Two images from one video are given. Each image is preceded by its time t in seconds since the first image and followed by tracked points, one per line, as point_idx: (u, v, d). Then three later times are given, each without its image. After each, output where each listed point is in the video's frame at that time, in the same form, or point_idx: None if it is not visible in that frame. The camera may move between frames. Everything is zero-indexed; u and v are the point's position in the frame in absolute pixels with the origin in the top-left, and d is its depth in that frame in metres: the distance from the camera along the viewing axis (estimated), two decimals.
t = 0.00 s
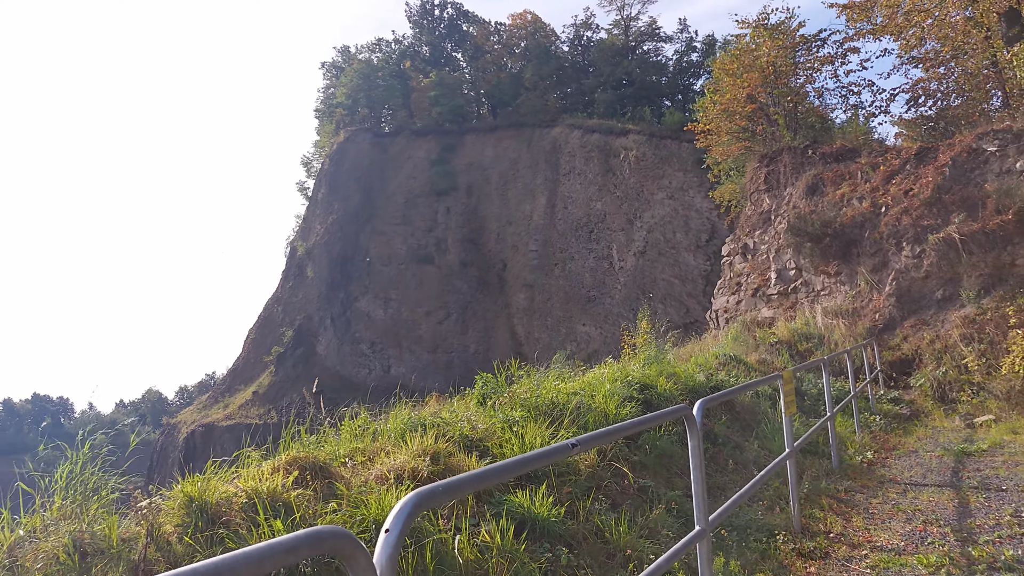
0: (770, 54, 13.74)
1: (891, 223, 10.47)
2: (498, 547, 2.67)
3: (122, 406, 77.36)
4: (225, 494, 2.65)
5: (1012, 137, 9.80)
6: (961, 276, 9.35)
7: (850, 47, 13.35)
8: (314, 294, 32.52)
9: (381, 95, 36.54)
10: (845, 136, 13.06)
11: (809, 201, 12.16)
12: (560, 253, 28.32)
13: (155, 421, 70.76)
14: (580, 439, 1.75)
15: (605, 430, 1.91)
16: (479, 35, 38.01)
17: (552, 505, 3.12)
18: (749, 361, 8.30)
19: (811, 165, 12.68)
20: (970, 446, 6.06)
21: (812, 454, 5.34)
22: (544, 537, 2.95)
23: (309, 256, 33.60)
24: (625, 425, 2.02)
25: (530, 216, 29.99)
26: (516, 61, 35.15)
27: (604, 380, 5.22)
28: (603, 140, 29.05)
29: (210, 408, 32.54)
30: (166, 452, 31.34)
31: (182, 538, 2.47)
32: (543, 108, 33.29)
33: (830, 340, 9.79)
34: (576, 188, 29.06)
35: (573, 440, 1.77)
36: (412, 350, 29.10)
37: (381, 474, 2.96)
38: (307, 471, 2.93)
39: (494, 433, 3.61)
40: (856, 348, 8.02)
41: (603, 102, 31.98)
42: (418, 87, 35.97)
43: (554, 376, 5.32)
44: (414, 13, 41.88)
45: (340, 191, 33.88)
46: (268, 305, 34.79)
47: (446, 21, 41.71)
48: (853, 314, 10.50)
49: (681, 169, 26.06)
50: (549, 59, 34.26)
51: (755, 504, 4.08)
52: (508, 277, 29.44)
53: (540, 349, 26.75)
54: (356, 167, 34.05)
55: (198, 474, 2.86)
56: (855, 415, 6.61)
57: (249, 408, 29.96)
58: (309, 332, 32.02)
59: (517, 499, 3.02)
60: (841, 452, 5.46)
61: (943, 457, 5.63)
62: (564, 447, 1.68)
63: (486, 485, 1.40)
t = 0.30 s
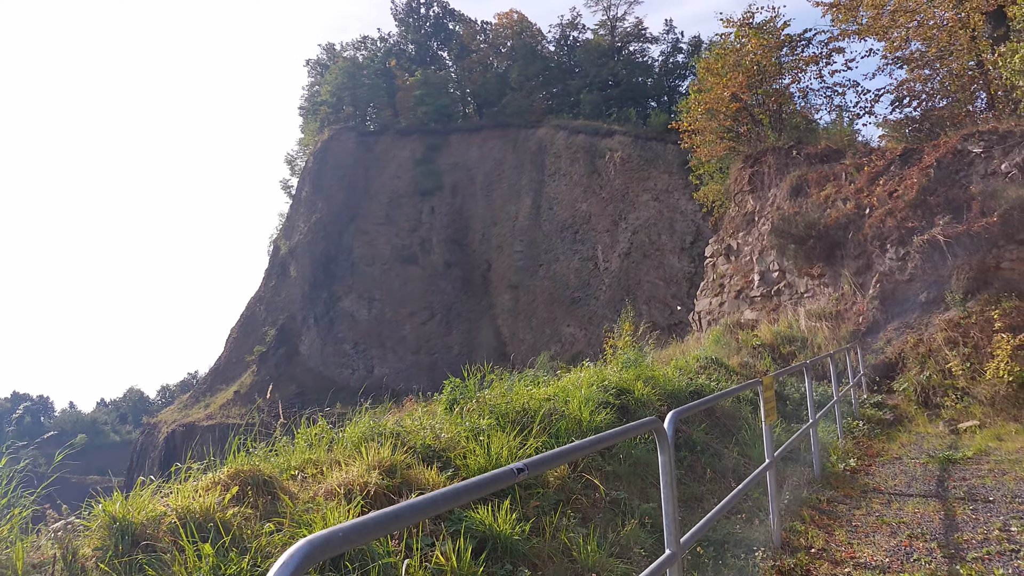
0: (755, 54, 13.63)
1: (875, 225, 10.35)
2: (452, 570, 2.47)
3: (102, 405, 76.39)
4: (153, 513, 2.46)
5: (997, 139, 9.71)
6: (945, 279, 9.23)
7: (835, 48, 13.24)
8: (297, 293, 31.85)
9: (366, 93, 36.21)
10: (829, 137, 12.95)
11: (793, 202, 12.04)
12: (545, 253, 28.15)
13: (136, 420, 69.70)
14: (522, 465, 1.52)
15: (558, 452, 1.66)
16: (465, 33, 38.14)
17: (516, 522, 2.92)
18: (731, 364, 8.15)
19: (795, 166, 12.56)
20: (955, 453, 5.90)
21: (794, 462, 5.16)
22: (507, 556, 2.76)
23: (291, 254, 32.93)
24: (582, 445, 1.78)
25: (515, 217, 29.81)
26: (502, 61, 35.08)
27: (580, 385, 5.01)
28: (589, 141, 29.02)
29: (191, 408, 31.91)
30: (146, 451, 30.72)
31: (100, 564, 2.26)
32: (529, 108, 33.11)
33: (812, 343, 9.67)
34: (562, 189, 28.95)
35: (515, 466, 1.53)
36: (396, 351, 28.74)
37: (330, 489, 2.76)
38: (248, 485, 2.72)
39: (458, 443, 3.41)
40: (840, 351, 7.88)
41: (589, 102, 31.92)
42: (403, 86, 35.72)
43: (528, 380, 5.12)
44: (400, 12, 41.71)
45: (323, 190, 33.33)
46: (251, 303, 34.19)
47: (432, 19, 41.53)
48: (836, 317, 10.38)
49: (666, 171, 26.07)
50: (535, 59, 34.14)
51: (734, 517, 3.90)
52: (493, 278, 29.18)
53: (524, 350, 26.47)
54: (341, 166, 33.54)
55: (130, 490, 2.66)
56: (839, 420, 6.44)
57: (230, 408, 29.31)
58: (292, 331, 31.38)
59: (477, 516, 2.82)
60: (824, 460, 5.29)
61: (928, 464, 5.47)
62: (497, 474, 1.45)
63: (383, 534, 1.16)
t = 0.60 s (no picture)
0: (744, 50, 13.49)
1: (864, 223, 10.22)
2: None
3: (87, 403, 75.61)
4: (81, 519, 2.27)
5: (987, 136, 9.61)
6: (934, 277, 9.10)
7: (824, 45, 13.13)
8: (283, 291, 31.32)
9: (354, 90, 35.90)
10: (818, 135, 12.83)
11: (781, 200, 11.91)
12: (533, 252, 27.97)
13: (120, 418, 68.83)
14: (443, 483, 1.31)
15: (493, 465, 1.46)
16: (454, 31, 37.98)
17: (484, 527, 2.73)
18: (717, 364, 8.01)
19: (783, 164, 12.42)
20: (944, 456, 5.75)
21: (780, 464, 5.00)
22: (474, 565, 2.57)
23: (278, 251, 32.30)
24: (527, 456, 1.58)
25: (503, 215, 29.62)
26: (492, 59, 34.93)
27: (562, 383, 4.81)
28: (578, 140, 28.96)
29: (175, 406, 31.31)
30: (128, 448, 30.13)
31: None
32: (519, 106, 32.96)
33: (800, 342, 9.54)
34: (550, 187, 28.82)
35: (436, 483, 1.32)
36: (382, 349, 28.39)
37: (283, 493, 2.57)
38: (193, 488, 2.54)
39: (427, 444, 3.21)
40: (828, 350, 7.74)
41: (578, 101, 31.83)
42: (392, 83, 35.48)
43: (507, 377, 4.94)
44: (388, 9, 41.50)
45: (310, 187, 32.77)
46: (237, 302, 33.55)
47: (421, 17, 41.32)
48: (823, 316, 10.24)
49: (655, 170, 26.09)
50: (524, 57, 34.00)
51: (719, 523, 3.74)
52: (481, 277, 28.96)
53: (512, 349, 26.21)
54: (329, 163, 33.03)
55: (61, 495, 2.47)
56: (826, 421, 6.30)
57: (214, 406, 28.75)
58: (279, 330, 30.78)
59: (441, 522, 2.63)
60: (812, 461, 5.12)
61: (916, 467, 5.31)
62: (409, 494, 1.24)
63: (236, 575, 0.94)
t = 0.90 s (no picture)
0: (734, 49, 13.34)
1: (854, 224, 10.07)
2: None
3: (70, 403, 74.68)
4: None
5: (980, 137, 9.48)
6: (926, 281, 8.95)
7: (815, 44, 13.00)
8: (269, 291, 30.59)
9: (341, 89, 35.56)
10: (808, 136, 12.70)
11: (771, 200, 11.76)
12: (522, 253, 27.75)
13: (104, 415, 67.79)
14: (383, 531, 1.01)
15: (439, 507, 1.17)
16: (443, 30, 37.68)
17: (456, 548, 2.52)
18: (706, 367, 7.81)
19: (773, 164, 12.25)
20: (940, 464, 5.56)
21: (772, 475, 4.80)
22: None
23: (264, 250, 31.53)
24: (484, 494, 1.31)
25: (492, 216, 29.40)
26: (481, 59, 34.74)
27: (546, 390, 4.58)
28: (567, 140, 28.82)
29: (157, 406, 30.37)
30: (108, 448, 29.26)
31: None
32: (508, 107, 32.79)
33: (790, 345, 9.37)
34: (539, 188, 28.64)
35: (375, 531, 1.03)
36: (369, 350, 28.04)
37: (234, 513, 2.35)
38: (134, 509, 2.35)
39: (398, 456, 3.00)
40: (820, 354, 7.56)
41: (567, 101, 31.70)
42: (380, 82, 35.18)
43: (490, 383, 4.72)
44: (377, 8, 41.21)
45: (297, 186, 32.17)
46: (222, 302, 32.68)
47: (410, 15, 41.05)
48: (813, 319, 10.06)
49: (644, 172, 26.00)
50: (514, 57, 33.83)
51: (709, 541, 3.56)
52: (469, 277, 28.73)
53: (500, 351, 25.93)
54: (316, 162, 32.51)
55: None
56: (818, 428, 6.11)
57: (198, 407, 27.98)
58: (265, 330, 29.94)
59: (408, 546, 2.42)
60: (804, 471, 4.93)
61: (912, 476, 5.11)
62: (340, 548, 0.94)
63: None
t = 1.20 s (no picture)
0: (726, 43, 13.18)
1: (848, 220, 9.89)
2: None
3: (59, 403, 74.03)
4: None
5: (975, 131, 9.33)
6: (921, 277, 8.78)
7: (808, 38, 12.85)
8: (260, 290, 29.96)
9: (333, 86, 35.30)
10: (800, 131, 12.56)
11: (763, 196, 11.58)
12: (514, 251, 27.53)
13: (93, 415, 67.06)
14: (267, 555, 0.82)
15: (347, 522, 0.98)
16: (435, 28, 37.22)
17: (420, 556, 2.33)
18: (695, 364, 7.62)
19: (765, 160, 12.09)
20: (938, 463, 5.38)
21: (764, 475, 4.61)
22: None
23: (254, 248, 30.91)
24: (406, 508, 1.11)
25: (484, 214, 29.19)
26: (473, 57, 34.57)
27: (529, 386, 4.37)
28: (559, 139, 28.69)
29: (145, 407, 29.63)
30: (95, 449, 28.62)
31: None
32: (500, 104, 32.62)
33: (782, 342, 9.18)
34: (531, 186, 28.46)
35: (254, 555, 0.83)
36: (360, 349, 27.70)
37: (175, 522, 2.17)
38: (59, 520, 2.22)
39: (362, 457, 2.80)
40: (813, 351, 7.37)
41: (559, 99, 31.55)
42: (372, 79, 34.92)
43: (469, 379, 4.50)
44: (369, 6, 40.98)
45: (288, 184, 31.63)
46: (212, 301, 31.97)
47: (402, 13, 40.78)
48: (805, 316, 9.87)
49: (636, 170, 25.85)
50: (506, 55, 33.64)
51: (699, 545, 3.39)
52: (461, 276, 28.52)
53: (492, 349, 25.68)
54: (307, 160, 32.05)
55: None
56: (812, 427, 5.94)
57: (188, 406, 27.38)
58: (256, 329, 29.31)
59: (364, 554, 2.25)
60: (798, 471, 4.76)
61: (909, 476, 4.93)
62: None
63: None
